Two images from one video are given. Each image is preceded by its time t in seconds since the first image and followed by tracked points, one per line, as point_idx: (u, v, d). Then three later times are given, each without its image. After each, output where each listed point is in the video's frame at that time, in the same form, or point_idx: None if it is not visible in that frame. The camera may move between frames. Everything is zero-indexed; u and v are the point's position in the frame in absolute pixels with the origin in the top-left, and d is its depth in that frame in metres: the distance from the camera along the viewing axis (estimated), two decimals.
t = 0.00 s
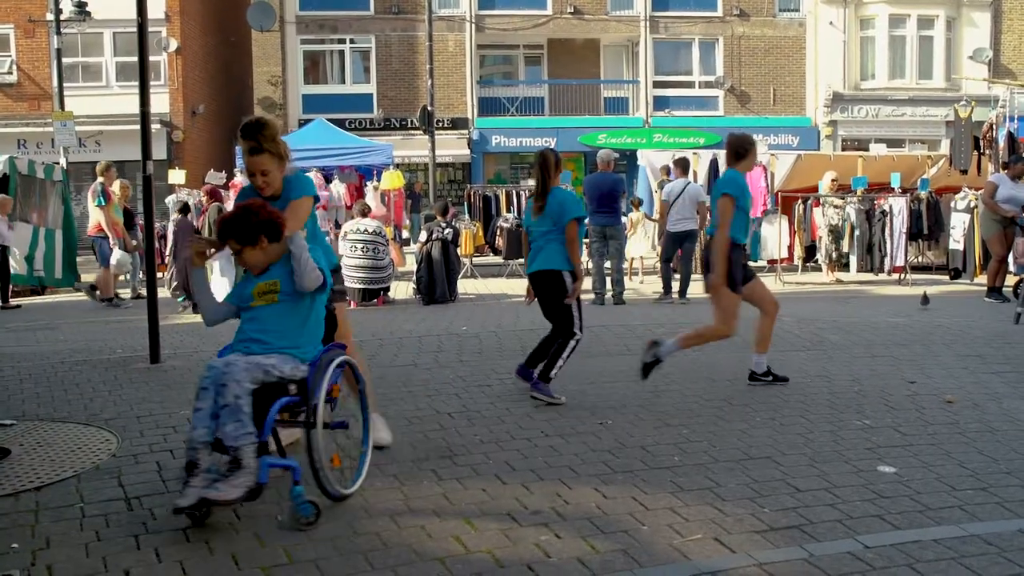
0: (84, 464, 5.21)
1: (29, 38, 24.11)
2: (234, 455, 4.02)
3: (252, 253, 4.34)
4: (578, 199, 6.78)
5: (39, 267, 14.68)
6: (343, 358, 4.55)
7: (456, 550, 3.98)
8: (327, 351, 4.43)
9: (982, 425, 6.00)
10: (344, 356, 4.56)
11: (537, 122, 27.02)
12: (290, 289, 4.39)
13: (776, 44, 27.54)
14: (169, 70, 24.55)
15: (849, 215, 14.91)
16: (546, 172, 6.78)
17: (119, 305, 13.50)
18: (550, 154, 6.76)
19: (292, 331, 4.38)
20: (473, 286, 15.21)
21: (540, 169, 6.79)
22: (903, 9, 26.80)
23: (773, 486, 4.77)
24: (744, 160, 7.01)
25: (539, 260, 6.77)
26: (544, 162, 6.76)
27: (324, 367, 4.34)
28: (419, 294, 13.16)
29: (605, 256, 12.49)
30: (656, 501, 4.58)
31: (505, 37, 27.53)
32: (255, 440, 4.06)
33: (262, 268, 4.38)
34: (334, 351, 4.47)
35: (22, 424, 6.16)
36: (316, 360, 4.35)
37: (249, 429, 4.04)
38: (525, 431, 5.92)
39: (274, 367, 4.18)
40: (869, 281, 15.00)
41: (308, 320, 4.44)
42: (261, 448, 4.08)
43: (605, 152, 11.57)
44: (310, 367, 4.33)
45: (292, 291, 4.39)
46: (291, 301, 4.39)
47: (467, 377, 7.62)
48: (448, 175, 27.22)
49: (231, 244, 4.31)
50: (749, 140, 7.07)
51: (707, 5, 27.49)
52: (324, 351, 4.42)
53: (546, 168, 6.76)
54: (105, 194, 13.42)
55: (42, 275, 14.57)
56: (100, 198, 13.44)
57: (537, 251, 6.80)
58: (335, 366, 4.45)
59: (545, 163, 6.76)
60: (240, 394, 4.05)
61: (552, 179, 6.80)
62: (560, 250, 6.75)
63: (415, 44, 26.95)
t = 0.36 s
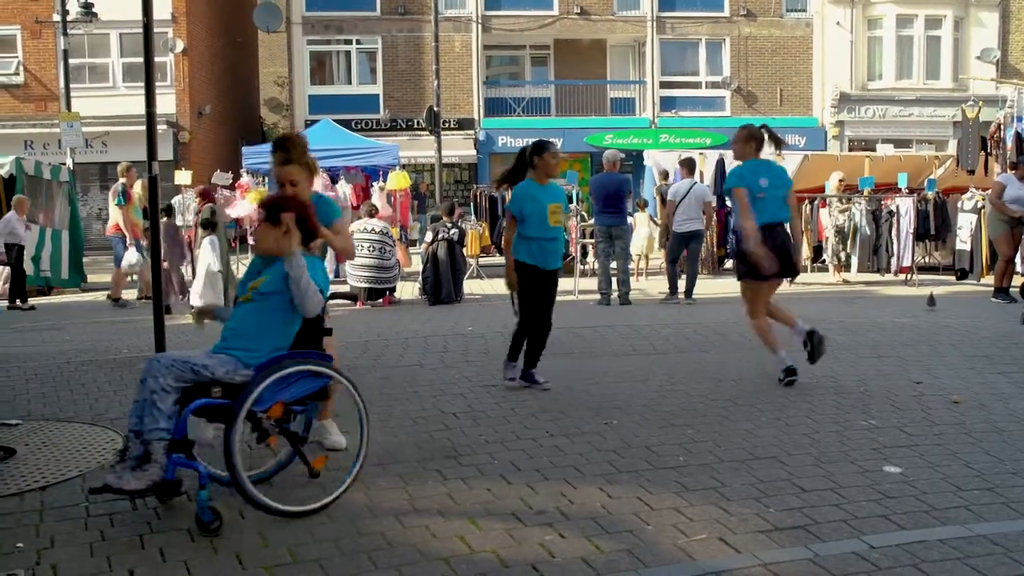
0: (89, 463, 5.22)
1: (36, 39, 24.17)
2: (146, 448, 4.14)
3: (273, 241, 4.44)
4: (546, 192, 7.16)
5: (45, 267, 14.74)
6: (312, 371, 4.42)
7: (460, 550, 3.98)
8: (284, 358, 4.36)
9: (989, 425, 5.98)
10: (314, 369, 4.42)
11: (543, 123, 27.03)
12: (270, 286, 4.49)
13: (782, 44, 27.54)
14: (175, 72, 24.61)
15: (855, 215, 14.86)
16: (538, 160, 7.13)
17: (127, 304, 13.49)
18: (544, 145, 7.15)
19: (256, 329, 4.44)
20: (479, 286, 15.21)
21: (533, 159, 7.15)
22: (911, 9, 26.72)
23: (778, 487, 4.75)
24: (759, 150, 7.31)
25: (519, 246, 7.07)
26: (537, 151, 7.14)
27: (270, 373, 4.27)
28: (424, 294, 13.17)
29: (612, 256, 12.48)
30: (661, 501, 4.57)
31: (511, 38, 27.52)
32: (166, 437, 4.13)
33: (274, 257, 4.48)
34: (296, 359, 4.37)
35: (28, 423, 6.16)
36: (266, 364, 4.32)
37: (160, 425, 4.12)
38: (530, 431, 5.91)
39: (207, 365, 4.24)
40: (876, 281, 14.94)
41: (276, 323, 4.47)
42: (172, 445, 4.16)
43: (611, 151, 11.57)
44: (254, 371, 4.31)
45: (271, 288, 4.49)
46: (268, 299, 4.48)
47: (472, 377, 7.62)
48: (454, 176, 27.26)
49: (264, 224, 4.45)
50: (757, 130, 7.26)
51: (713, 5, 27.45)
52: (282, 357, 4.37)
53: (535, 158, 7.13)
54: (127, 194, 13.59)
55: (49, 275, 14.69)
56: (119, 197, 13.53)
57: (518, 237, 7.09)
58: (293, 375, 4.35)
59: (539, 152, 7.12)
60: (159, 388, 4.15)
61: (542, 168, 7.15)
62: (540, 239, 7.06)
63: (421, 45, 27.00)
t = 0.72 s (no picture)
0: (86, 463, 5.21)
1: (35, 38, 24.16)
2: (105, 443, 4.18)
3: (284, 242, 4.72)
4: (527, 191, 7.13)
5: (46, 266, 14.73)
6: (265, 375, 4.30)
7: (458, 549, 3.97)
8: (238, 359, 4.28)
9: (988, 425, 5.96)
10: (266, 373, 4.29)
11: (544, 122, 26.99)
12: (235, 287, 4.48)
13: (783, 44, 27.54)
14: (175, 71, 24.59)
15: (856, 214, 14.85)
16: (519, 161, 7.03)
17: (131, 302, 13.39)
18: (525, 146, 7.04)
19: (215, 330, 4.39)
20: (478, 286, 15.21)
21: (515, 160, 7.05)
22: (912, 9, 26.69)
23: (777, 486, 4.75)
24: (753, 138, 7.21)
25: (499, 246, 7.07)
26: (519, 152, 7.03)
27: (219, 374, 4.23)
28: (424, 293, 13.15)
29: (611, 255, 12.48)
30: (660, 500, 4.56)
31: (512, 37, 27.50)
32: (120, 433, 4.14)
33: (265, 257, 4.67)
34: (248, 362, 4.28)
35: (26, 423, 6.16)
36: (218, 364, 4.27)
37: (112, 419, 4.15)
38: (529, 430, 5.90)
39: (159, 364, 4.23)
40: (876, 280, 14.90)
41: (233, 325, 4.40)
42: (125, 440, 4.14)
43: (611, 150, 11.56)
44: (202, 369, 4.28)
45: (235, 289, 4.47)
46: (230, 300, 4.46)
47: (472, 377, 7.61)
48: (454, 176, 27.25)
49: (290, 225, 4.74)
50: (751, 118, 7.17)
51: (714, 4, 27.45)
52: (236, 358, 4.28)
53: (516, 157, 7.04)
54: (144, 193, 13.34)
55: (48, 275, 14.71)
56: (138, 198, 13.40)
57: (498, 237, 7.08)
58: (245, 377, 4.28)
59: (520, 153, 7.02)
60: (115, 385, 4.18)
61: (523, 168, 7.06)
62: (520, 240, 7.05)
63: (421, 44, 27.00)
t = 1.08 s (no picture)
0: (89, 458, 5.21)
1: (38, 35, 24.16)
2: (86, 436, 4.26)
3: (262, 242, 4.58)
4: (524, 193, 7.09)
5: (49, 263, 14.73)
6: (237, 373, 4.27)
7: (460, 545, 3.96)
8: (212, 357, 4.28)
9: (993, 420, 5.95)
10: (238, 372, 4.26)
11: (547, 117, 26.85)
12: (209, 288, 4.43)
13: (786, 38, 27.49)
14: (177, 67, 24.58)
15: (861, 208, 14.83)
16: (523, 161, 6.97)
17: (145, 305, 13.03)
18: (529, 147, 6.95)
19: (188, 328, 4.37)
20: (481, 281, 15.20)
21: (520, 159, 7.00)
22: (915, 2, 26.59)
23: (781, 481, 4.73)
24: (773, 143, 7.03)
25: (501, 244, 7.07)
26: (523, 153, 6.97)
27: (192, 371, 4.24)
28: (427, 289, 13.14)
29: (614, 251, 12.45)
30: (663, 495, 4.55)
31: (514, 32, 27.47)
32: (97, 427, 4.21)
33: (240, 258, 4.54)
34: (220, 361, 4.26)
35: (30, 418, 6.15)
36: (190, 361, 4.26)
37: (91, 414, 4.22)
38: (531, 425, 5.89)
39: (135, 360, 4.25)
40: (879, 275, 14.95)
41: (204, 324, 4.36)
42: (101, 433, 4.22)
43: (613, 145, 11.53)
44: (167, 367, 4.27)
45: (209, 291, 4.42)
46: (204, 301, 4.41)
47: (474, 372, 7.60)
48: (456, 171, 27.19)
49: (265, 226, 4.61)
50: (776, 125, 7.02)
51: None
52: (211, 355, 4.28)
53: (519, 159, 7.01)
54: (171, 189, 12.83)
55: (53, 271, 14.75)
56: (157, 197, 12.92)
57: (501, 236, 7.08)
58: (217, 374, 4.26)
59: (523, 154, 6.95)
60: (93, 378, 4.22)
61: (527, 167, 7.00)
62: (523, 239, 7.03)
63: (424, 40, 26.96)
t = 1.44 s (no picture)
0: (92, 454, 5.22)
1: (44, 33, 24.21)
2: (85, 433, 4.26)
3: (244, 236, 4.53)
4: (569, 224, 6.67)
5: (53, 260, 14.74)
6: (234, 372, 4.27)
7: (462, 542, 3.96)
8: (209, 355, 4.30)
9: (998, 417, 5.94)
10: (235, 370, 4.27)
11: (551, 114, 26.79)
12: (202, 290, 4.42)
13: (791, 34, 27.49)
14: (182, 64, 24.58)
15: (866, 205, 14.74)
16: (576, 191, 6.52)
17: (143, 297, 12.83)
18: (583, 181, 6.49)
19: (186, 327, 4.36)
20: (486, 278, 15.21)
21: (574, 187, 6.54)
22: None
23: (784, 478, 4.72)
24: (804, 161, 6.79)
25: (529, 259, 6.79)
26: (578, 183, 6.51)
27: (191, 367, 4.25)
28: (431, 285, 13.13)
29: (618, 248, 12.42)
30: (666, 493, 4.54)
31: (519, 29, 27.45)
32: (96, 423, 4.22)
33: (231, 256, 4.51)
34: (218, 360, 4.28)
35: (34, 415, 6.17)
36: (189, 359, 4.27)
37: (89, 411, 4.23)
38: (534, 422, 5.89)
39: (134, 356, 4.25)
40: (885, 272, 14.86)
41: (200, 324, 4.35)
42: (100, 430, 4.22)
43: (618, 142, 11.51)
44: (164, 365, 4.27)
45: (204, 292, 4.40)
46: (200, 302, 4.39)
47: (478, 369, 7.59)
48: (461, 168, 27.13)
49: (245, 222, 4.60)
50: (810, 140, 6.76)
51: None
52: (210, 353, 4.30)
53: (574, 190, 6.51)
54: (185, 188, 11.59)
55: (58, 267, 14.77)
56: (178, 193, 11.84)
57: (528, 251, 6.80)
58: (214, 372, 4.28)
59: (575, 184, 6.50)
60: (93, 375, 4.22)
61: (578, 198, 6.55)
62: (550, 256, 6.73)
63: (428, 36, 26.92)
